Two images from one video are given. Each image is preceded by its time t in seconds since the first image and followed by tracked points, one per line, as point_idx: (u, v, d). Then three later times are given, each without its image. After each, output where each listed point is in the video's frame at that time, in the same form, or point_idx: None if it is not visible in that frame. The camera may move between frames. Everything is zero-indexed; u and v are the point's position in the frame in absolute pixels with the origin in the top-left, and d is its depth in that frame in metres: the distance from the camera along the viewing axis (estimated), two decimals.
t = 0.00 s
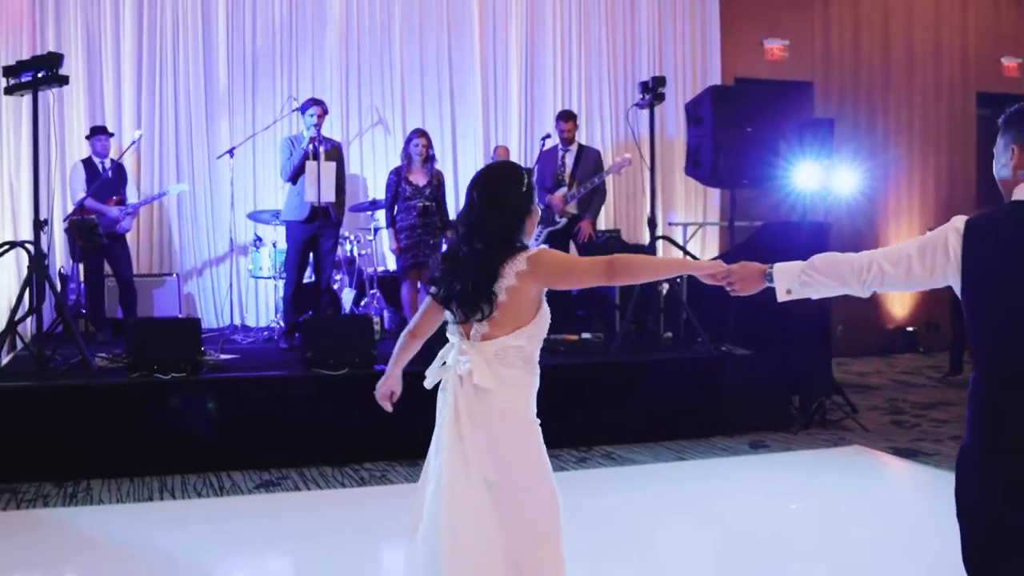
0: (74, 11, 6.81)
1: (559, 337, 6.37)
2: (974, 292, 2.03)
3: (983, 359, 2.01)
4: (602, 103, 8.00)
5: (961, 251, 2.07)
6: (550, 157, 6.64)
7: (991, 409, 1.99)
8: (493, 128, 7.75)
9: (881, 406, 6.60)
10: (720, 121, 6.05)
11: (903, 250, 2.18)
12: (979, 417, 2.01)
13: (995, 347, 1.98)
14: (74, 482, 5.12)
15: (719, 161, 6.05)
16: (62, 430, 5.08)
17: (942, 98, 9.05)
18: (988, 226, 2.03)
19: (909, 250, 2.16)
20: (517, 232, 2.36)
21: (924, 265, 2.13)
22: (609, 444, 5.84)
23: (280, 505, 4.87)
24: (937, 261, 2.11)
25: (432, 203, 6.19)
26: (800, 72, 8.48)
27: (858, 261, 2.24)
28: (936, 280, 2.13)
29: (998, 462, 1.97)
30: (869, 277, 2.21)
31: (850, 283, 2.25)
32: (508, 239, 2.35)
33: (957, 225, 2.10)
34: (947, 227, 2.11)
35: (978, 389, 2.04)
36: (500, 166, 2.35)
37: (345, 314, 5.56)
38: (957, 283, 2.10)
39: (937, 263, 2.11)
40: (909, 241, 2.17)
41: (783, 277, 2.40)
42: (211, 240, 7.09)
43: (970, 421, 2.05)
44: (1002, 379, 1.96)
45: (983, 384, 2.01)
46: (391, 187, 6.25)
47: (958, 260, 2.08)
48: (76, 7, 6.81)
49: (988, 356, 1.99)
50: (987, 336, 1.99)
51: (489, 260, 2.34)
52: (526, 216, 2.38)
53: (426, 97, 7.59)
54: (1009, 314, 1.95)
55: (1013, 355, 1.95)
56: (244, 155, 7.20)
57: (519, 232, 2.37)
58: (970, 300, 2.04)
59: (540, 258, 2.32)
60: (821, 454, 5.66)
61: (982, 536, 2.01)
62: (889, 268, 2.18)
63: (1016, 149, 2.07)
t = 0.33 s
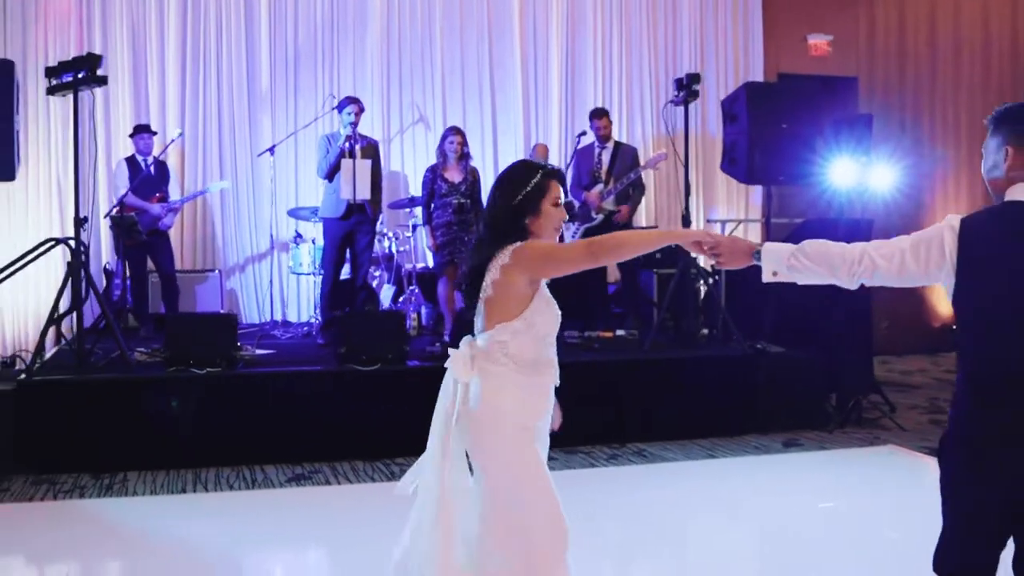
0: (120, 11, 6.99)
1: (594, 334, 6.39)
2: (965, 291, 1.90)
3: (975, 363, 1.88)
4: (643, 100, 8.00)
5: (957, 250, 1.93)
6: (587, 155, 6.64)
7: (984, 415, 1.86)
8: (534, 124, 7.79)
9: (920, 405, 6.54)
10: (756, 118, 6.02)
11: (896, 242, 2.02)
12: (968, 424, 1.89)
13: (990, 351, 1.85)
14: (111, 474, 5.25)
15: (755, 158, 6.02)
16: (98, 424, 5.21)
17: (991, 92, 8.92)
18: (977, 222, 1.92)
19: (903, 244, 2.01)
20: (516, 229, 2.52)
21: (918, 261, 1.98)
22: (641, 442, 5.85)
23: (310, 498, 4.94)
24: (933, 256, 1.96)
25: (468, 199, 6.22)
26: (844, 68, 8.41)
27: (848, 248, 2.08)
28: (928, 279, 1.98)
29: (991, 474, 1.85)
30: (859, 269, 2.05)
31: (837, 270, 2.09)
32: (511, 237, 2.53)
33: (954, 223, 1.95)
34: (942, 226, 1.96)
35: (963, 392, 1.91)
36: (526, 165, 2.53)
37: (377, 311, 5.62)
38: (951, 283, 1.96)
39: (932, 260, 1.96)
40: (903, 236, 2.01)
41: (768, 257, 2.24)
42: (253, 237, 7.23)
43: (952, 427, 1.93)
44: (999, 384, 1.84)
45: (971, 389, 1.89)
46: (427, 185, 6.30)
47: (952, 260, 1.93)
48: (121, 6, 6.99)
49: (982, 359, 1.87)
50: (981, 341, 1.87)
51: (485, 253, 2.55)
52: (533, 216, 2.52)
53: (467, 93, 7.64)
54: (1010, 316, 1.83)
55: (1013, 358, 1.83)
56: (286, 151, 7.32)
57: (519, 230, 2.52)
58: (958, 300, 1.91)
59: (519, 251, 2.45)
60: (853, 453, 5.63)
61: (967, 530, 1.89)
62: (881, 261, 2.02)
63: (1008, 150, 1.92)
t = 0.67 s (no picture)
0: (164, 12, 7.31)
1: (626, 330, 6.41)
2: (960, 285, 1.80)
3: (969, 361, 1.79)
4: (682, 97, 8.09)
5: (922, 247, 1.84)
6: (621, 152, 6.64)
7: (977, 416, 1.79)
8: (572, 123, 7.94)
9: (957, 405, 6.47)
10: (788, 115, 6.00)
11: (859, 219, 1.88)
12: (952, 419, 1.81)
13: (989, 352, 1.78)
14: (147, 465, 5.37)
15: (787, 155, 6.01)
16: (134, 416, 5.34)
17: None
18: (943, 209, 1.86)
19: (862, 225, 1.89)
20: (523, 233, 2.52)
21: (876, 249, 1.88)
22: (670, 439, 5.86)
23: (337, 491, 5.02)
24: (893, 245, 1.86)
25: (501, 195, 6.28)
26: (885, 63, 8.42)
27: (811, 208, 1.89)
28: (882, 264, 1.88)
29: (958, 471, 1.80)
30: (818, 234, 1.88)
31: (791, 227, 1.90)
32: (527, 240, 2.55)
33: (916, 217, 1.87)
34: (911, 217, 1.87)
35: (929, 383, 1.84)
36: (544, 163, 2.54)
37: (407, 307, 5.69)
38: (899, 275, 1.87)
39: (892, 250, 1.86)
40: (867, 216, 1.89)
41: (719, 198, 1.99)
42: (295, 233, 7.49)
43: (924, 420, 1.84)
44: (1000, 388, 1.78)
45: (936, 376, 1.83)
46: (461, 182, 6.36)
47: (914, 254, 1.85)
48: (167, 8, 7.29)
49: (979, 359, 1.78)
50: (982, 340, 1.78)
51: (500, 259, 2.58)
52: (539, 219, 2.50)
53: (505, 90, 7.82)
54: (1011, 319, 1.77)
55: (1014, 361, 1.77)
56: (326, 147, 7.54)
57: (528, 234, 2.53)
58: (951, 296, 1.80)
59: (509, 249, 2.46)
60: (883, 452, 5.59)
61: (917, 514, 1.85)
62: (842, 233, 1.87)
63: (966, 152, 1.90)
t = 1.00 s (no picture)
0: (210, 11, 7.55)
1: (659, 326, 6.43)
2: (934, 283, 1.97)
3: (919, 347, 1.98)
4: (724, 93, 8.14)
5: (880, 235, 2.03)
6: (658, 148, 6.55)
7: (938, 397, 1.97)
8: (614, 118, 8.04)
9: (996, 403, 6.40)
10: (823, 112, 5.99)
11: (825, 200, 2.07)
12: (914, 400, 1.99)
13: (952, 338, 1.97)
14: (185, 455, 5.52)
15: (822, 152, 5.99)
16: (174, 408, 5.47)
17: None
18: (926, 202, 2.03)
19: (830, 203, 2.07)
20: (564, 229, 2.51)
21: (841, 229, 2.06)
22: (703, 435, 5.90)
23: (367, 483, 5.11)
24: (852, 226, 2.05)
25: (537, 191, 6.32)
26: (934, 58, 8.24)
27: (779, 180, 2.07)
28: (842, 242, 2.07)
29: (916, 447, 1.99)
30: (783, 203, 2.08)
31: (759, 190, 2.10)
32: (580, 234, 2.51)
33: (880, 201, 2.04)
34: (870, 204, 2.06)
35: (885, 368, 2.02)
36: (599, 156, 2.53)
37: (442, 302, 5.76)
38: (855, 253, 2.07)
39: (850, 231, 2.05)
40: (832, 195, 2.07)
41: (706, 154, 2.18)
42: (338, 229, 7.73)
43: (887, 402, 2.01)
44: (958, 370, 1.97)
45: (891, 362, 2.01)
46: (498, 179, 6.43)
47: (872, 241, 2.03)
48: (212, 7, 7.54)
49: (936, 345, 1.97)
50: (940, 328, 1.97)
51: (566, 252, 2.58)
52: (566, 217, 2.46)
53: (546, 87, 7.96)
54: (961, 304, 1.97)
55: (970, 344, 1.97)
56: (368, 143, 7.79)
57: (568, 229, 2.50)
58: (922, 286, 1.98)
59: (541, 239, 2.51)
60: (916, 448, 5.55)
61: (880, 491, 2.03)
62: (806, 208, 2.07)
63: (921, 147, 2.10)
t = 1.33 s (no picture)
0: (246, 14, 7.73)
1: (686, 323, 6.44)
2: (920, 287, 2.05)
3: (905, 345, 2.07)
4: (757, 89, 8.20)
5: (861, 233, 2.08)
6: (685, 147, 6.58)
7: (923, 391, 2.07)
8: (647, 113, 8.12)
9: None
10: (851, 107, 5.95)
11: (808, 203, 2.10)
12: (900, 395, 2.08)
13: (934, 336, 2.06)
14: (214, 449, 5.62)
15: (850, 147, 5.96)
16: (203, 401, 5.57)
17: None
18: (922, 209, 2.08)
19: (809, 205, 2.10)
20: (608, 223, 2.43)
21: (824, 231, 2.09)
22: (728, 432, 5.90)
23: (388, 477, 5.18)
24: (831, 227, 2.09)
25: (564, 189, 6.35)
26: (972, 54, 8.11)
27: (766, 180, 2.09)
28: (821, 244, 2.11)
29: (899, 440, 2.09)
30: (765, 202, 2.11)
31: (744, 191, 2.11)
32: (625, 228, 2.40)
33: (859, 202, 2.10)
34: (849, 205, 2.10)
35: (871, 364, 2.10)
36: (640, 158, 2.40)
37: (467, 299, 5.82)
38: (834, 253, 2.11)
39: (830, 232, 2.09)
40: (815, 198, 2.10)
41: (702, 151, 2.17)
42: (370, 228, 7.87)
43: (874, 397, 2.10)
44: (938, 364, 2.07)
45: (876, 358, 2.10)
46: (525, 177, 6.48)
47: (855, 241, 2.09)
48: (248, 8, 7.70)
49: (921, 341, 2.06)
50: (924, 325, 2.06)
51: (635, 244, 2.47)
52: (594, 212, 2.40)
53: (580, 86, 8.07)
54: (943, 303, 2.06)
55: (950, 340, 2.07)
56: (401, 142, 7.92)
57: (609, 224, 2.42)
58: (907, 287, 2.06)
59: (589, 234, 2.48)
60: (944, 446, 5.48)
61: (863, 482, 2.13)
62: (789, 209, 2.10)
63: (898, 152, 2.28)
